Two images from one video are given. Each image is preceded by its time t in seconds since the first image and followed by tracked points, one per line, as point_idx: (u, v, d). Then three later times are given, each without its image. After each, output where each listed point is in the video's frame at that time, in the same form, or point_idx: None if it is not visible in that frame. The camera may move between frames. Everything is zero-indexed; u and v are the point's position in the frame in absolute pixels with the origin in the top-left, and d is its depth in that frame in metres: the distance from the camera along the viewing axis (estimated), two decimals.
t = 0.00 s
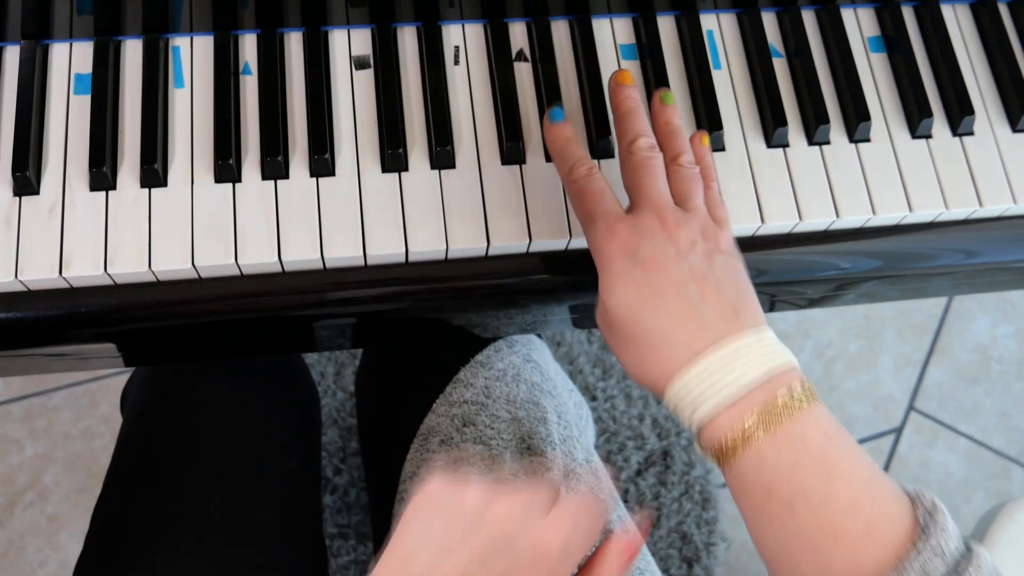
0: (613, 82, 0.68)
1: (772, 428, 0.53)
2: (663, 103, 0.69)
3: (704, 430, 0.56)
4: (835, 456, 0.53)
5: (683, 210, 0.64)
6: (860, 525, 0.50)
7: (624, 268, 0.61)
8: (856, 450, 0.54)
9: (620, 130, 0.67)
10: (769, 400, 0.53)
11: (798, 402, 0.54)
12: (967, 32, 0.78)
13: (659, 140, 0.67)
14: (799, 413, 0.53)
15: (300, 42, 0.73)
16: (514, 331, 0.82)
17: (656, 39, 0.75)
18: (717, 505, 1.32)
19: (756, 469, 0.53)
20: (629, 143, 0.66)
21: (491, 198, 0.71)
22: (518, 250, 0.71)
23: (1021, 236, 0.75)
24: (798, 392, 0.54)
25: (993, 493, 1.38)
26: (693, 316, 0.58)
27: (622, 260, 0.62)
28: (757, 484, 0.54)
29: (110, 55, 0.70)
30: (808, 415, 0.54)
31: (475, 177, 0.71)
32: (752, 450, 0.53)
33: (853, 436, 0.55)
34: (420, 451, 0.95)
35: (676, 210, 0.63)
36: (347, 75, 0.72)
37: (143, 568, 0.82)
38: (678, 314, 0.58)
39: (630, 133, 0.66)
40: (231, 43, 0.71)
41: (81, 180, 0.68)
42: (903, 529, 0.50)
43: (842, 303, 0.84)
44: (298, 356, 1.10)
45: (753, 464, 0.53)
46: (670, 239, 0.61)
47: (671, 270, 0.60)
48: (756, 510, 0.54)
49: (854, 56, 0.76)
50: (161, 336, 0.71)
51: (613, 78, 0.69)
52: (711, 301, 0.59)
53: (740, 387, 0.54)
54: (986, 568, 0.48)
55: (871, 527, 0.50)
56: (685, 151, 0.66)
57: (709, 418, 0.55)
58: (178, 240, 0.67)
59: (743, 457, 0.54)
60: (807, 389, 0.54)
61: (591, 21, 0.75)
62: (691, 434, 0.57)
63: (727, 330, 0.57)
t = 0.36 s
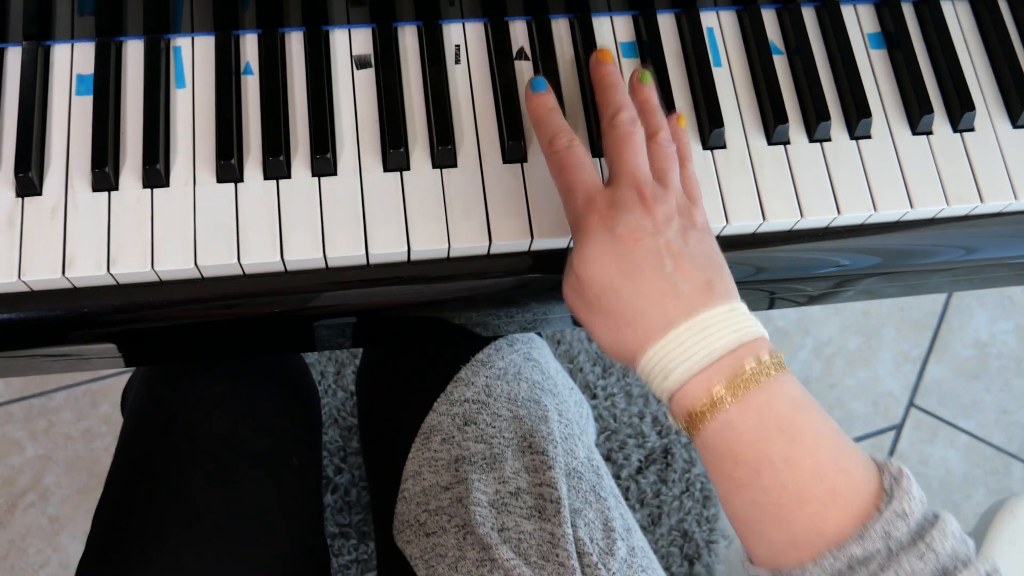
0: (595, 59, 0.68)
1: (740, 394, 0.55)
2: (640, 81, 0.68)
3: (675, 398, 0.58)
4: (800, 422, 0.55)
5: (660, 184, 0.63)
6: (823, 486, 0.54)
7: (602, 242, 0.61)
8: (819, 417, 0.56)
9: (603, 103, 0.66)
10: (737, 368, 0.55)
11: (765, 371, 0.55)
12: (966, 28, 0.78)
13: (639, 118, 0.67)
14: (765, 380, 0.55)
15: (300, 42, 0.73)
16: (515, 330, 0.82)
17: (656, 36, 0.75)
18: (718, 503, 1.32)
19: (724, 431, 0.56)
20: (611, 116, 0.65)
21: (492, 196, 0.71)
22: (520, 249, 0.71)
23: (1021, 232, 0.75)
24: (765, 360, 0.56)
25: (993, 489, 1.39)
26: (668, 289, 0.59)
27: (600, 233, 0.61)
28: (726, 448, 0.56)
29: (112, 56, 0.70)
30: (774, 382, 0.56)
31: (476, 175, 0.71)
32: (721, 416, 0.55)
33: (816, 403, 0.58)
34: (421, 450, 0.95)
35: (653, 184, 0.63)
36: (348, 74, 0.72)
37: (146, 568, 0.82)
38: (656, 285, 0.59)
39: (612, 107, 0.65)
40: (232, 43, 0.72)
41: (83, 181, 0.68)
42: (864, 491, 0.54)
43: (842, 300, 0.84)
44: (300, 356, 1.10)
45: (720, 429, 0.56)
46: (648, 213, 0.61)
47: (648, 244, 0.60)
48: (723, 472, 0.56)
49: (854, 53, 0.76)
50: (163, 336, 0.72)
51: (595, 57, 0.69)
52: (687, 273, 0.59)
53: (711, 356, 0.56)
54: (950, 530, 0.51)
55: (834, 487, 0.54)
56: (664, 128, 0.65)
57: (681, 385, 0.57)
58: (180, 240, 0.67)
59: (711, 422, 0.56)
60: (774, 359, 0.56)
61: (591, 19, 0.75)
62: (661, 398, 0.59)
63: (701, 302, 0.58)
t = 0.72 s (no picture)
0: None
1: (714, 292, 0.56)
2: (643, 16, 0.70)
3: (649, 297, 0.58)
4: (768, 325, 0.56)
5: (648, 105, 0.66)
6: (787, 388, 0.55)
7: (589, 152, 0.63)
8: (791, 320, 0.57)
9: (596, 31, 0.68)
10: (709, 271, 0.57)
11: (739, 274, 0.57)
12: (963, 28, 0.78)
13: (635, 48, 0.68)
14: (736, 282, 0.57)
15: (298, 45, 0.73)
16: (514, 333, 0.82)
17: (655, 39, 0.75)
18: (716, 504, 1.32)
19: (693, 331, 0.57)
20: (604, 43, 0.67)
21: (491, 199, 0.71)
22: (518, 252, 0.71)
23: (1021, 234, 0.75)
24: (738, 265, 0.57)
25: (993, 490, 1.38)
26: (649, 193, 0.60)
27: (589, 144, 0.64)
28: (693, 342, 0.57)
29: (109, 59, 0.70)
30: (746, 282, 0.57)
31: (475, 178, 0.71)
32: (692, 313, 0.56)
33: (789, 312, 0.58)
34: (420, 454, 0.95)
35: (642, 104, 0.66)
36: (346, 78, 0.72)
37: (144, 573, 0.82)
38: (633, 193, 0.61)
39: (606, 31, 0.67)
40: (229, 46, 0.71)
41: (80, 185, 0.68)
42: (830, 396, 0.54)
43: (840, 302, 0.84)
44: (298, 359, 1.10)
45: (691, 326, 0.57)
46: (634, 127, 0.64)
47: (632, 153, 0.62)
48: (692, 373, 0.57)
49: (852, 55, 0.76)
50: (161, 341, 0.71)
51: None
52: (667, 184, 0.61)
53: (685, 255, 0.57)
54: (914, 438, 0.52)
55: (798, 389, 0.55)
56: (658, 54, 0.67)
57: (652, 287, 0.58)
58: (179, 244, 0.67)
59: (681, 321, 0.57)
60: (749, 263, 0.58)
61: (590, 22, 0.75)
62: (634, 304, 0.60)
63: (680, 207, 0.60)
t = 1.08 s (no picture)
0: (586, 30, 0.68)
1: (706, 339, 0.57)
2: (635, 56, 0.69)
3: (643, 344, 0.60)
4: (763, 369, 0.57)
5: (639, 142, 0.66)
6: (786, 433, 0.56)
7: (579, 194, 0.65)
8: (784, 360, 0.59)
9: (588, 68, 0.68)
10: (701, 315, 0.58)
11: (731, 317, 0.58)
12: (964, 31, 0.78)
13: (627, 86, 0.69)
14: (730, 325, 0.58)
15: (298, 49, 0.72)
16: (513, 338, 0.82)
17: (654, 43, 0.75)
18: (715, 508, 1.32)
19: (688, 377, 0.58)
20: (594, 81, 0.67)
21: (491, 204, 0.71)
22: (518, 257, 0.71)
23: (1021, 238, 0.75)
24: (730, 308, 0.58)
25: (992, 493, 1.39)
26: (638, 236, 0.62)
27: (578, 187, 0.65)
28: (690, 390, 0.58)
29: (107, 63, 0.70)
30: (740, 327, 0.58)
31: (475, 183, 0.71)
32: (687, 360, 0.58)
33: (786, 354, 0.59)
34: (419, 459, 0.95)
35: (632, 140, 0.66)
36: (345, 83, 0.72)
37: None
38: (623, 235, 0.62)
39: (596, 70, 0.67)
40: (228, 50, 0.71)
41: (78, 190, 0.67)
42: (829, 438, 0.55)
43: (838, 305, 0.84)
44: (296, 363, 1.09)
45: (684, 372, 0.58)
46: (623, 166, 0.65)
47: (620, 194, 0.64)
48: (690, 418, 0.59)
49: (852, 58, 0.76)
50: (159, 346, 0.71)
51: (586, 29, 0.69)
52: (656, 224, 0.62)
53: (676, 301, 0.59)
54: (916, 478, 0.52)
55: (797, 434, 0.55)
56: (649, 92, 0.68)
57: (645, 333, 0.59)
58: (177, 249, 0.67)
59: (676, 367, 0.58)
60: (741, 306, 0.58)
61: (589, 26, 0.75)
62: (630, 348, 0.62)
63: (671, 251, 0.61)
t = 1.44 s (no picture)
0: (590, 126, 0.68)
1: (739, 463, 0.56)
2: (640, 154, 0.68)
3: (674, 469, 0.59)
4: (803, 490, 0.56)
5: (653, 244, 0.65)
6: (830, 557, 0.54)
7: (597, 306, 0.63)
8: (827, 480, 0.57)
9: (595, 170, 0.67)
10: (734, 436, 0.57)
11: (765, 436, 0.57)
12: (959, 62, 0.79)
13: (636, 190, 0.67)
14: (764, 447, 0.56)
15: (297, 77, 0.72)
16: (510, 367, 0.81)
17: (651, 72, 0.75)
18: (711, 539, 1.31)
19: (727, 504, 0.56)
20: (603, 183, 0.66)
21: (488, 233, 0.71)
22: (515, 286, 0.71)
23: (1015, 270, 0.75)
24: (763, 426, 0.57)
25: (989, 523, 1.38)
26: (660, 352, 0.61)
27: (596, 297, 0.63)
28: (728, 515, 0.56)
29: (106, 91, 0.70)
30: (773, 447, 0.57)
31: (472, 212, 0.71)
32: (721, 486, 0.57)
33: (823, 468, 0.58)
34: (416, 489, 0.94)
35: (646, 243, 0.65)
36: (344, 111, 0.72)
37: None
38: (645, 351, 0.61)
39: (604, 171, 0.66)
40: (227, 79, 0.71)
41: (76, 218, 0.67)
42: (875, 560, 0.54)
43: (835, 335, 0.83)
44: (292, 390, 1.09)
45: (724, 499, 0.56)
46: (639, 274, 0.63)
47: (639, 306, 0.62)
48: (733, 546, 0.57)
49: (848, 88, 0.76)
50: (154, 376, 0.71)
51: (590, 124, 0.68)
52: (678, 336, 0.61)
53: (705, 423, 0.58)
54: None
55: (842, 559, 0.53)
56: (657, 193, 0.66)
57: (676, 457, 0.58)
58: (174, 278, 0.67)
59: (712, 493, 0.57)
60: (772, 422, 0.57)
61: (587, 55, 0.75)
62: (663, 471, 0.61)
63: (694, 366, 0.60)
